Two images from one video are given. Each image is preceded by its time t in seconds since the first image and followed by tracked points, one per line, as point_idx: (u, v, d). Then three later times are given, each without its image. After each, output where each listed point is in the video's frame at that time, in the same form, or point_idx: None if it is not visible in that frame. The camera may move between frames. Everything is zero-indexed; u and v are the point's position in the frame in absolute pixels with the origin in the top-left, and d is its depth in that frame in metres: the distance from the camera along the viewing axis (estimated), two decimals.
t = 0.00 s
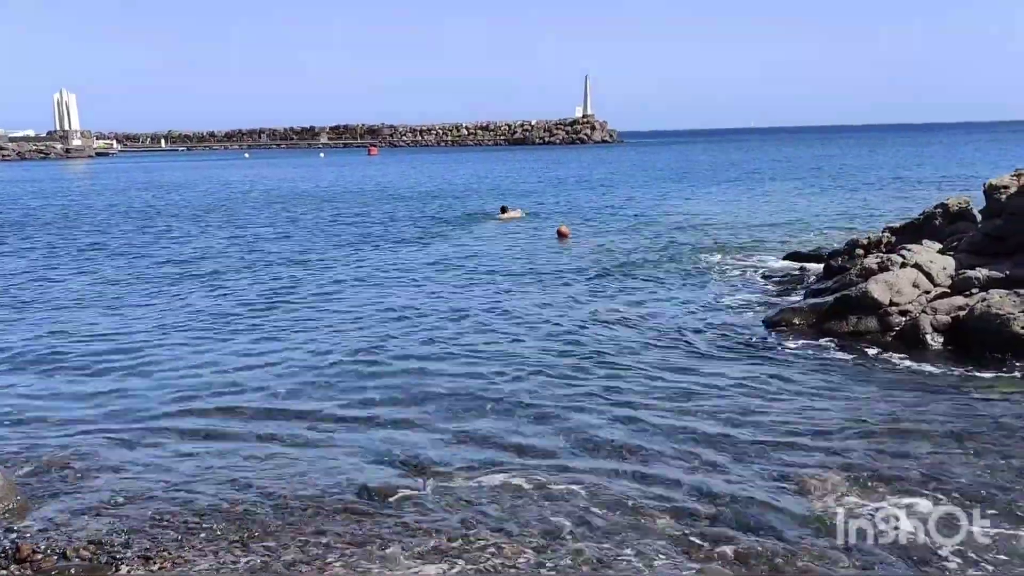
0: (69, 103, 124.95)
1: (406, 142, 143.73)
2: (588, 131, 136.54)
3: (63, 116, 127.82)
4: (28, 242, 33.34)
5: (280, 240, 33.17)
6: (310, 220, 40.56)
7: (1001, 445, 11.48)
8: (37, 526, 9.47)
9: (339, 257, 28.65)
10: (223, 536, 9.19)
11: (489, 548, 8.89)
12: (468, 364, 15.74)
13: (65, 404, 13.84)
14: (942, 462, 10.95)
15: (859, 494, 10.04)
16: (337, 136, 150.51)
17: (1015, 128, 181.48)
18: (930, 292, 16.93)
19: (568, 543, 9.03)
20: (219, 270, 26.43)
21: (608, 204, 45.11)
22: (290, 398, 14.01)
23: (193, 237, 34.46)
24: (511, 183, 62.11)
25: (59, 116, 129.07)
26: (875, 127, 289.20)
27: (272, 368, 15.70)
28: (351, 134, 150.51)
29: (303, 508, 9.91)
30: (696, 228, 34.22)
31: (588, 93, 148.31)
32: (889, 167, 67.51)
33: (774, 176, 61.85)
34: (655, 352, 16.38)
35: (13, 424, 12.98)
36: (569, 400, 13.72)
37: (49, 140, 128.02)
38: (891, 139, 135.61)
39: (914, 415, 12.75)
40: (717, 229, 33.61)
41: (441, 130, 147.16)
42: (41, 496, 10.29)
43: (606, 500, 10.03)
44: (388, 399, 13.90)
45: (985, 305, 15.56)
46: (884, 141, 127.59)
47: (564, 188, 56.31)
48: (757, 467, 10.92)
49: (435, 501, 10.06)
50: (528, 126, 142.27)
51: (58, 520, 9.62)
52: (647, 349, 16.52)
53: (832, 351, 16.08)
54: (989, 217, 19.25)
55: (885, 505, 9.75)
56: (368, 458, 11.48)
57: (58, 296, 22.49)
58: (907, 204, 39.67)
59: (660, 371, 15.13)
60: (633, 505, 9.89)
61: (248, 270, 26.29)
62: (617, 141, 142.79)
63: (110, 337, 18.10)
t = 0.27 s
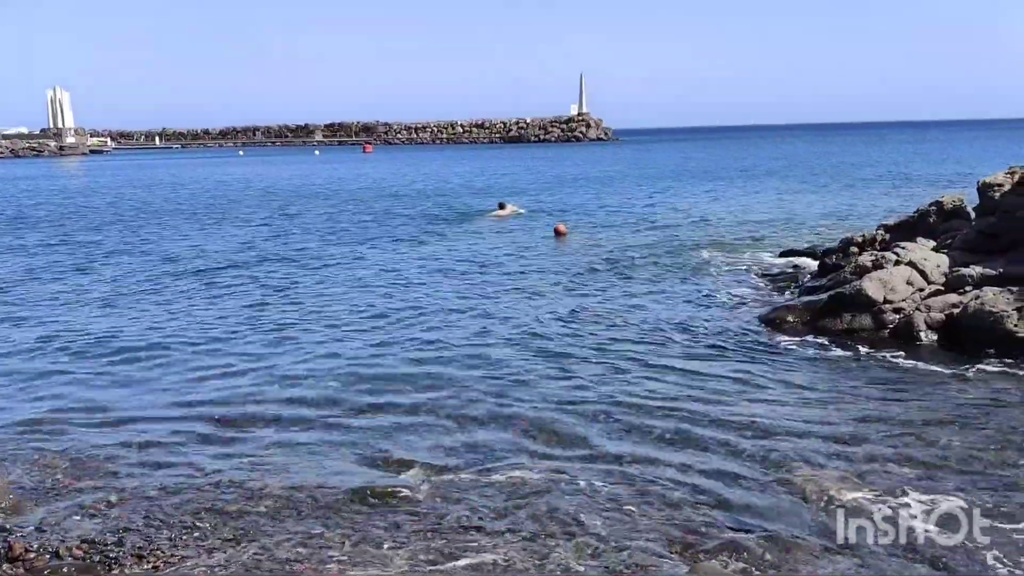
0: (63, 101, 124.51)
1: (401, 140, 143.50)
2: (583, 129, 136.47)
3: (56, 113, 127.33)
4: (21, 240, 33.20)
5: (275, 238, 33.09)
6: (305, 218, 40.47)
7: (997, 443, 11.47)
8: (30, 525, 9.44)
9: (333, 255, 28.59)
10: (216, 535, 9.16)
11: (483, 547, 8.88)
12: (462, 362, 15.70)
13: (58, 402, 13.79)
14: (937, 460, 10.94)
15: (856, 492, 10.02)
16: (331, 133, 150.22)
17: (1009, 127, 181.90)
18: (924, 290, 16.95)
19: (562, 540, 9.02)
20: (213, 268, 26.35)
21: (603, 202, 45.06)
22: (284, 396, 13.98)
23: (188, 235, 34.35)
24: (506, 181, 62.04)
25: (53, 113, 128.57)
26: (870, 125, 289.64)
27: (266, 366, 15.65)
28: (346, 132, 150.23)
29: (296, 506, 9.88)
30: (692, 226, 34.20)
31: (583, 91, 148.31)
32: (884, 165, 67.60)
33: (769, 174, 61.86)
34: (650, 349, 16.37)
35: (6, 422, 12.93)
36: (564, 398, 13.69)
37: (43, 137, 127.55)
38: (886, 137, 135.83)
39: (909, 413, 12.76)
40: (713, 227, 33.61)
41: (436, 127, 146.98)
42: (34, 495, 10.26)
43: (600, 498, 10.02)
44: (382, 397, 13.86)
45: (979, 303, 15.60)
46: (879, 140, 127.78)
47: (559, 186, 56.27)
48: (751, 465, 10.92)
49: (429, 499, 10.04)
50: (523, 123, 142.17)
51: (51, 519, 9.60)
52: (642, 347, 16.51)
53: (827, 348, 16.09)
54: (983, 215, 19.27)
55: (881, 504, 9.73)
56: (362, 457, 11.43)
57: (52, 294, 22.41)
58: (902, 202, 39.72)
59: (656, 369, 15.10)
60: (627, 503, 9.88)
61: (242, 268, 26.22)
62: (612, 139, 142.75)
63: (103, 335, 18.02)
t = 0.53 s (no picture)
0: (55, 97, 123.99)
1: (395, 136, 143.30)
2: (577, 125, 136.48)
3: (48, 109, 126.81)
4: (13, 237, 33.04)
5: (268, 235, 33.01)
6: (299, 214, 40.38)
7: (990, 441, 11.48)
8: (23, 524, 9.39)
9: (327, 252, 28.54)
10: (211, 534, 9.13)
11: (478, 545, 8.86)
12: (457, 359, 15.67)
13: (51, 400, 13.73)
14: (932, 458, 10.93)
15: (850, 490, 10.02)
16: (325, 130, 149.96)
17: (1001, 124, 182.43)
18: (917, 287, 16.99)
19: (557, 539, 9.01)
20: (207, 264, 26.27)
21: (597, 199, 45.05)
22: (278, 394, 13.93)
23: (181, 232, 34.25)
24: (500, 178, 61.99)
25: (45, 109, 128.00)
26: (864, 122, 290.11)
27: (260, 364, 15.61)
28: (340, 128, 149.98)
29: (291, 505, 9.85)
30: (686, 223, 34.23)
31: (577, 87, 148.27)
32: (877, 162, 67.80)
33: (762, 171, 61.91)
34: (645, 346, 16.37)
35: None
36: (559, 396, 13.65)
37: (35, 133, 126.99)
38: (878, 134, 136.20)
39: (903, 410, 12.78)
40: (706, 224, 33.63)
41: (430, 124, 146.81)
42: (27, 493, 10.21)
43: (595, 497, 10.01)
44: (376, 395, 13.84)
45: (972, 300, 15.64)
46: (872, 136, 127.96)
47: (553, 183, 56.28)
48: (746, 462, 10.91)
49: (423, 497, 10.01)
50: (517, 120, 142.12)
51: (44, 517, 9.55)
52: (637, 344, 16.51)
53: (821, 345, 16.11)
54: (975, 211, 19.29)
55: (877, 502, 9.72)
56: (357, 456, 11.39)
57: (45, 291, 22.32)
58: (894, 199, 39.83)
59: (650, 366, 15.09)
60: (622, 501, 9.87)
61: (236, 265, 26.15)
62: (606, 135, 142.77)
63: (96, 332, 17.97)
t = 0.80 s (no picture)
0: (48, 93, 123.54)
1: (390, 133, 143.11)
2: (572, 122, 136.45)
3: (41, 105, 126.32)
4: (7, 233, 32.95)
5: (263, 232, 32.96)
6: (293, 211, 40.32)
7: (984, 438, 11.53)
8: (18, 521, 9.38)
9: (322, 249, 28.51)
10: (205, 531, 9.12)
11: (473, 543, 8.86)
12: (452, 356, 15.69)
13: (45, 397, 13.71)
14: (926, 454, 10.98)
15: (845, 487, 10.05)
16: (319, 127, 149.60)
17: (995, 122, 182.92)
18: (910, 284, 17.05)
19: (552, 536, 9.01)
20: (201, 261, 26.22)
21: (592, 196, 45.06)
22: (273, 391, 13.92)
23: (175, 229, 34.18)
24: (495, 175, 61.97)
25: (38, 105, 127.50)
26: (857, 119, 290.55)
27: (255, 361, 15.59)
28: (334, 125, 149.66)
29: (285, 502, 9.84)
30: (681, 220, 34.25)
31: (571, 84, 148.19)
32: (871, 158, 67.91)
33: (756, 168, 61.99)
34: (640, 343, 16.38)
35: None
36: (554, 392, 13.68)
37: (28, 130, 126.51)
38: (872, 132, 136.38)
39: (896, 407, 12.82)
40: (700, 221, 33.68)
41: (425, 120, 146.67)
42: (21, 491, 10.20)
43: (590, 494, 10.01)
44: (371, 392, 13.83)
45: (965, 297, 15.69)
46: (866, 134, 128.21)
47: (548, 180, 56.26)
48: (740, 459, 10.94)
49: (418, 494, 10.00)
50: (512, 117, 142.03)
51: (39, 514, 9.54)
52: (632, 341, 16.53)
53: (815, 342, 16.17)
54: (969, 209, 19.36)
55: (871, 498, 9.76)
56: (352, 453, 11.39)
57: (39, 288, 22.26)
58: (889, 196, 39.89)
59: (645, 363, 15.13)
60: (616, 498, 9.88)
61: (231, 262, 26.10)
62: (601, 132, 142.74)
63: (90, 329, 17.93)
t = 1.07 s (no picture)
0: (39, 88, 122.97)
1: (383, 130, 142.95)
2: (565, 119, 136.46)
3: (32, 101, 125.83)
4: None
5: (256, 228, 32.88)
6: (287, 208, 40.26)
7: (977, 435, 11.56)
8: (9, 519, 9.34)
9: (316, 246, 28.46)
10: (200, 528, 9.09)
11: (468, 540, 8.84)
12: (446, 353, 15.67)
13: (38, 394, 13.65)
14: (919, 451, 11.00)
15: (838, 484, 10.07)
16: (312, 123, 149.25)
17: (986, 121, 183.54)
18: (904, 282, 17.12)
19: (548, 534, 8.99)
20: (194, 258, 26.14)
21: (585, 193, 45.06)
22: (268, 388, 13.89)
23: (168, 225, 34.06)
24: (488, 172, 61.95)
25: (28, 101, 126.90)
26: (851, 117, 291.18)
27: (249, 358, 15.55)
28: (327, 122, 149.33)
29: (280, 500, 9.81)
30: (674, 217, 34.28)
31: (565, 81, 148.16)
32: (864, 156, 68.09)
33: (750, 166, 62.10)
34: (634, 340, 16.40)
35: None
36: (549, 389, 13.68)
37: (20, 126, 125.97)
38: (866, 130, 136.61)
39: (891, 404, 12.86)
40: (695, 218, 33.72)
41: (418, 117, 146.53)
42: (13, 488, 10.15)
43: (586, 492, 10.00)
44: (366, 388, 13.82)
45: (959, 295, 15.76)
46: (859, 132, 128.40)
47: (542, 177, 56.23)
48: (735, 457, 10.94)
49: (413, 492, 9.98)
50: (506, 114, 141.99)
51: (31, 512, 9.50)
52: (626, 338, 16.54)
53: (809, 339, 16.23)
54: (962, 207, 19.42)
55: (865, 495, 9.78)
56: (347, 449, 11.37)
57: (31, 285, 22.16)
58: (881, 194, 40.01)
59: (640, 360, 15.15)
60: (613, 496, 9.87)
61: (224, 258, 26.03)
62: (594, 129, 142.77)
63: (84, 326, 17.87)
